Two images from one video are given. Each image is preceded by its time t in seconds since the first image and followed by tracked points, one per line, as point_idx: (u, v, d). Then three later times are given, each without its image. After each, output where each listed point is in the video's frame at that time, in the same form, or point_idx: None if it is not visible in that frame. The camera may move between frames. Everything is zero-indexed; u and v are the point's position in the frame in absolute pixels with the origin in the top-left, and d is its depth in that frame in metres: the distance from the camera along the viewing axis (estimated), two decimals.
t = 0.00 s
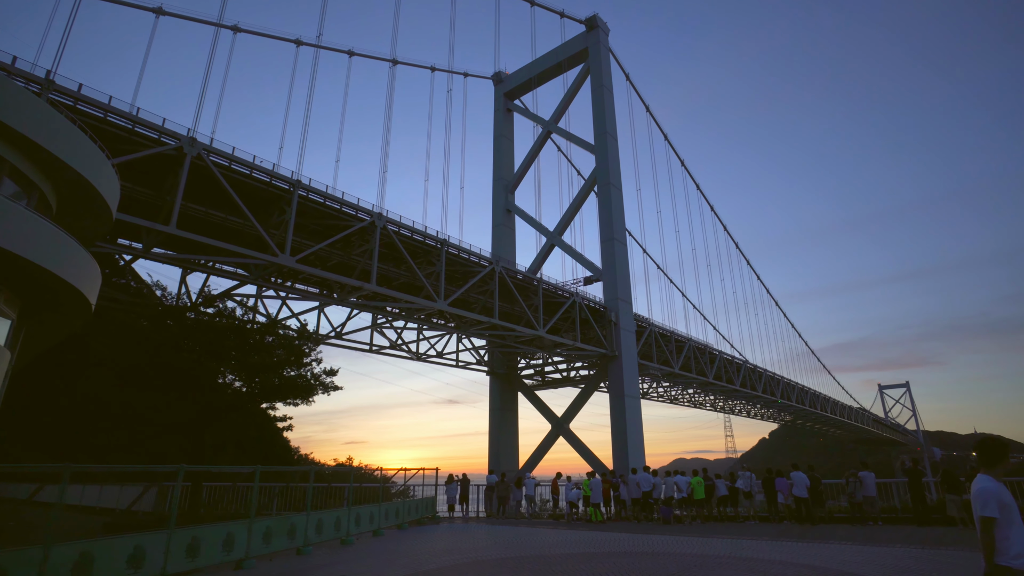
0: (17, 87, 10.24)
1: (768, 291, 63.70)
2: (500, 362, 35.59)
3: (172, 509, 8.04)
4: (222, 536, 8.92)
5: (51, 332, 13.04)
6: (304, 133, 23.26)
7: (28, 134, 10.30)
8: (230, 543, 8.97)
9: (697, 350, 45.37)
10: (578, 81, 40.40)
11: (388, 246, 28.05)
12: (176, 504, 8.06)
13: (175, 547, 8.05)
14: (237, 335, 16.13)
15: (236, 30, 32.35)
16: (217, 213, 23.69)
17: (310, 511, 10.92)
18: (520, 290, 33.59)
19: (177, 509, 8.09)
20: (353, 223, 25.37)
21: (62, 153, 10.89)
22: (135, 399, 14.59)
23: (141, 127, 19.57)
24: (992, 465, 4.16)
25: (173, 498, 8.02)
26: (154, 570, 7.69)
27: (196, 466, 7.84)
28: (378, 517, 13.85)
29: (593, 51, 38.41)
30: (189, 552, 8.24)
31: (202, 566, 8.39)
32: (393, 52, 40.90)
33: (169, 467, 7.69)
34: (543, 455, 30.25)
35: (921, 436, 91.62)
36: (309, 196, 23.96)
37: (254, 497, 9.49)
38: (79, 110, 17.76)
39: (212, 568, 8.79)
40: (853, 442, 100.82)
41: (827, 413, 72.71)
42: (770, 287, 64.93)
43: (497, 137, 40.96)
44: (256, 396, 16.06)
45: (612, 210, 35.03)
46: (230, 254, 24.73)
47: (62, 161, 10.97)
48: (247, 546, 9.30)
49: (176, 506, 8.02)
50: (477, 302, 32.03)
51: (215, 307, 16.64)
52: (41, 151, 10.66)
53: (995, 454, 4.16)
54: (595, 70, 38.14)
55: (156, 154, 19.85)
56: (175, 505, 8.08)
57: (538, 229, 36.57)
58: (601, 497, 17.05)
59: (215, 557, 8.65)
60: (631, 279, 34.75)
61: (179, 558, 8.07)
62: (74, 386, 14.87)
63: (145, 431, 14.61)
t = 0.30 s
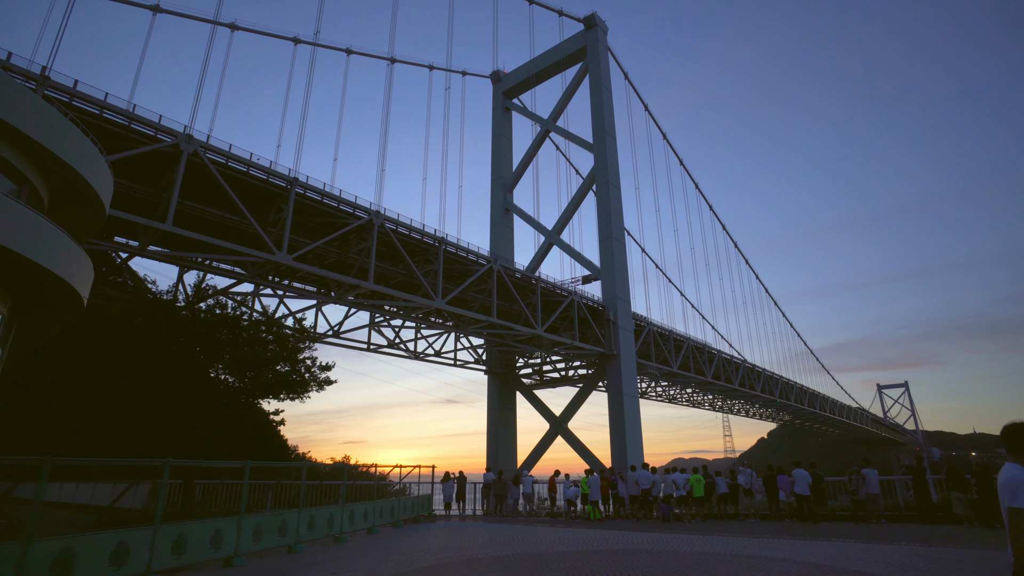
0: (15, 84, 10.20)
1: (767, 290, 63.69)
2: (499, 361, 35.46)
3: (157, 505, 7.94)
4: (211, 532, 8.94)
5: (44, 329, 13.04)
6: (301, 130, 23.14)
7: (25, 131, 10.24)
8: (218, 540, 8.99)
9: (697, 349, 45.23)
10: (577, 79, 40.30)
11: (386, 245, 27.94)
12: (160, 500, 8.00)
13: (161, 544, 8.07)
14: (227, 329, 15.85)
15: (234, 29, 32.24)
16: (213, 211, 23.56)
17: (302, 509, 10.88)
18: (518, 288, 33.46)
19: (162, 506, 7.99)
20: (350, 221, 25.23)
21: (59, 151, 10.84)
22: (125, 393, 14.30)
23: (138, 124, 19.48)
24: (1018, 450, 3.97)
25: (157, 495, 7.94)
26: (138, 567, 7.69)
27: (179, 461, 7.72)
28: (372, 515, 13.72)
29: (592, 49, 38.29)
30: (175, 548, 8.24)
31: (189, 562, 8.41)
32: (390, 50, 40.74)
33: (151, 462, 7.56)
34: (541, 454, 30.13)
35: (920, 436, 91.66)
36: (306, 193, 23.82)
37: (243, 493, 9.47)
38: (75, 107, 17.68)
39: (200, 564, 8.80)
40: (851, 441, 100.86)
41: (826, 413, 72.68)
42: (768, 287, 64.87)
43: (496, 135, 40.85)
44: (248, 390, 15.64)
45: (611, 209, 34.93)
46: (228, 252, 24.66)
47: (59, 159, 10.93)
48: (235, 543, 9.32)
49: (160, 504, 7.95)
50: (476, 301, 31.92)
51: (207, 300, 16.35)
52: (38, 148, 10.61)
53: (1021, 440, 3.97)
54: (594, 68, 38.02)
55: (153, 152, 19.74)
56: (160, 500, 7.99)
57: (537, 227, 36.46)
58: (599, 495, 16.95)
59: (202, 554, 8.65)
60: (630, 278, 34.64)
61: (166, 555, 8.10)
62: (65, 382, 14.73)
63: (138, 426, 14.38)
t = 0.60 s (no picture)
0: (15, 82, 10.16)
1: (769, 290, 63.60)
2: (500, 360, 35.38)
3: (147, 505, 7.87)
4: (202, 532, 8.76)
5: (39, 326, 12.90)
6: (301, 129, 23.07)
7: (24, 129, 10.20)
8: (209, 539, 8.81)
9: (698, 348, 45.12)
10: (578, 78, 40.19)
11: (386, 244, 27.90)
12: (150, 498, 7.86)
13: (150, 543, 7.91)
14: (221, 325, 15.74)
15: (234, 28, 32.18)
16: (213, 209, 23.46)
17: (297, 508, 10.77)
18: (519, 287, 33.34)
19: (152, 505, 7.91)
20: (351, 219, 25.17)
21: (59, 150, 10.82)
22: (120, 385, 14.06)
23: (138, 123, 19.40)
24: None
25: (149, 493, 7.83)
26: (126, 567, 7.54)
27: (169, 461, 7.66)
28: (370, 514, 13.64)
29: (593, 48, 38.18)
30: (164, 547, 8.09)
31: (179, 562, 8.26)
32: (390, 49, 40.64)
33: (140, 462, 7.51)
34: (542, 454, 30.03)
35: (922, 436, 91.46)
36: (307, 192, 23.75)
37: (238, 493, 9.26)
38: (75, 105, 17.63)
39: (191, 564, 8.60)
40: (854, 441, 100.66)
41: (828, 413, 72.51)
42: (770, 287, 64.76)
43: (496, 135, 40.75)
44: (245, 386, 15.67)
45: (612, 208, 34.83)
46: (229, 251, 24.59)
47: (59, 158, 10.89)
48: (229, 542, 9.17)
49: (150, 502, 7.82)
50: (477, 301, 31.86)
51: (200, 296, 16.17)
52: (37, 146, 10.58)
53: None
54: (594, 67, 37.91)
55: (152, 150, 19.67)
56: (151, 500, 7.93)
57: (538, 227, 36.37)
58: (601, 494, 16.83)
59: (193, 553, 8.48)
60: (631, 277, 34.53)
61: (155, 554, 7.94)
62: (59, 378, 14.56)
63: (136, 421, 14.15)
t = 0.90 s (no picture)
0: (21, 82, 10.20)
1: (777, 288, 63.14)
2: (506, 359, 35.27)
3: (140, 502, 7.83)
4: (196, 531, 8.64)
5: (41, 324, 12.88)
6: (307, 128, 23.04)
7: (28, 129, 10.24)
8: (204, 538, 8.69)
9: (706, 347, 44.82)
10: (583, 76, 39.98)
11: (392, 243, 27.86)
12: (142, 496, 7.83)
13: (143, 541, 7.81)
14: (219, 322, 15.53)
15: (239, 28, 32.21)
16: (218, 209, 23.47)
17: (295, 506, 10.65)
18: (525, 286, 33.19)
19: (144, 503, 7.86)
20: (356, 218, 25.11)
21: (63, 149, 10.85)
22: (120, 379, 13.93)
23: (144, 122, 19.42)
24: None
25: (141, 490, 7.80)
26: (118, 565, 7.44)
27: (159, 458, 7.70)
28: (372, 513, 13.52)
29: (598, 45, 37.96)
30: (158, 546, 7.98)
31: (174, 562, 8.14)
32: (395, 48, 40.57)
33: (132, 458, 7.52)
34: (549, 454, 29.86)
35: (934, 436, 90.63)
36: (312, 190, 23.69)
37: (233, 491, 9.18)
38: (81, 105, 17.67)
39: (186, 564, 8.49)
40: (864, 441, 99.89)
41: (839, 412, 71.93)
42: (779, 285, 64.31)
43: (501, 134, 40.60)
44: (246, 382, 15.56)
45: (618, 206, 34.61)
46: (235, 250, 24.64)
47: (64, 157, 10.93)
48: (225, 540, 9.06)
49: (141, 500, 7.78)
50: (483, 300, 31.77)
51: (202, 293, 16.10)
52: (42, 146, 10.62)
53: None
54: (600, 64, 37.68)
55: (157, 150, 19.66)
56: (143, 498, 7.89)
57: (544, 225, 36.21)
58: (608, 494, 16.67)
59: (187, 552, 8.37)
60: (638, 275, 34.30)
61: (148, 553, 7.83)
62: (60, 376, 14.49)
63: (134, 419, 13.98)
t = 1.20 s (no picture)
0: (37, 84, 10.30)
1: (793, 287, 62.39)
2: (519, 358, 35.15)
3: (142, 501, 7.82)
4: (199, 530, 8.65)
5: (54, 322, 12.98)
6: (318, 128, 23.07)
7: (44, 131, 10.35)
8: (206, 538, 8.69)
9: (721, 346, 44.35)
10: (595, 73, 39.74)
11: (403, 242, 27.85)
12: (144, 494, 7.82)
13: (144, 541, 7.82)
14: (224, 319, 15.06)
15: (251, 30, 32.41)
16: (232, 209, 23.59)
17: (301, 505, 10.62)
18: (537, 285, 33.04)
19: (145, 502, 7.86)
20: (367, 218, 25.13)
21: (78, 151, 10.95)
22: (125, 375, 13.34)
23: (158, 124, 19.55)
24: None
25: (143, 489, 7.79)
26: (118, 565, 7.45)
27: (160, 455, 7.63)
28: (380, 512, 13.44)
29: (610, 42, 37.70)
30: (159, 546, 7.99)
31: (175, 562, 8.14)
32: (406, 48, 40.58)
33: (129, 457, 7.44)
34: (562, 453, 29.69)
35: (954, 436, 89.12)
36: (323, 190, 23.73)
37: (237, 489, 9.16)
38: (97, 107, 17.85)
39: (189, 564, 8.44)
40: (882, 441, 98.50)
41: (857, 412, 70.94)
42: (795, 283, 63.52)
43: (513, 132, 40.47)
44: (255, 379, 15.25)
45: (631, 204, 34.34)
46: (248, 250, 24.77)
47: (79, 159, 11.03)
48: (227, 540, 9.05)
49: (142, 499, 7.77)
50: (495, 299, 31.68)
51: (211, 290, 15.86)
52: (58, 148, 10.72)
53: None
54: (611, 61, 37.43)
55: (171, 151, 19.77)
56: (145, 496, 7.90)
57: (556, 224, 36.03)
58: (621, 494, 16.47)
59: (189, 552, 8.36)
60: (651, 274, 34.00)
61: (149, 553, 7.84)
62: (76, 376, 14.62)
63: (142, 417, 13.73)
